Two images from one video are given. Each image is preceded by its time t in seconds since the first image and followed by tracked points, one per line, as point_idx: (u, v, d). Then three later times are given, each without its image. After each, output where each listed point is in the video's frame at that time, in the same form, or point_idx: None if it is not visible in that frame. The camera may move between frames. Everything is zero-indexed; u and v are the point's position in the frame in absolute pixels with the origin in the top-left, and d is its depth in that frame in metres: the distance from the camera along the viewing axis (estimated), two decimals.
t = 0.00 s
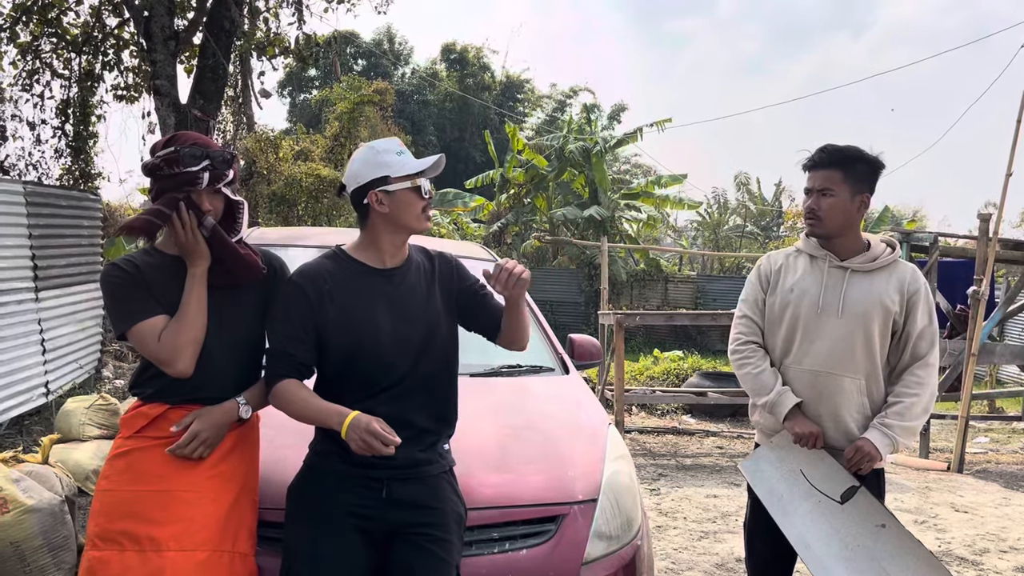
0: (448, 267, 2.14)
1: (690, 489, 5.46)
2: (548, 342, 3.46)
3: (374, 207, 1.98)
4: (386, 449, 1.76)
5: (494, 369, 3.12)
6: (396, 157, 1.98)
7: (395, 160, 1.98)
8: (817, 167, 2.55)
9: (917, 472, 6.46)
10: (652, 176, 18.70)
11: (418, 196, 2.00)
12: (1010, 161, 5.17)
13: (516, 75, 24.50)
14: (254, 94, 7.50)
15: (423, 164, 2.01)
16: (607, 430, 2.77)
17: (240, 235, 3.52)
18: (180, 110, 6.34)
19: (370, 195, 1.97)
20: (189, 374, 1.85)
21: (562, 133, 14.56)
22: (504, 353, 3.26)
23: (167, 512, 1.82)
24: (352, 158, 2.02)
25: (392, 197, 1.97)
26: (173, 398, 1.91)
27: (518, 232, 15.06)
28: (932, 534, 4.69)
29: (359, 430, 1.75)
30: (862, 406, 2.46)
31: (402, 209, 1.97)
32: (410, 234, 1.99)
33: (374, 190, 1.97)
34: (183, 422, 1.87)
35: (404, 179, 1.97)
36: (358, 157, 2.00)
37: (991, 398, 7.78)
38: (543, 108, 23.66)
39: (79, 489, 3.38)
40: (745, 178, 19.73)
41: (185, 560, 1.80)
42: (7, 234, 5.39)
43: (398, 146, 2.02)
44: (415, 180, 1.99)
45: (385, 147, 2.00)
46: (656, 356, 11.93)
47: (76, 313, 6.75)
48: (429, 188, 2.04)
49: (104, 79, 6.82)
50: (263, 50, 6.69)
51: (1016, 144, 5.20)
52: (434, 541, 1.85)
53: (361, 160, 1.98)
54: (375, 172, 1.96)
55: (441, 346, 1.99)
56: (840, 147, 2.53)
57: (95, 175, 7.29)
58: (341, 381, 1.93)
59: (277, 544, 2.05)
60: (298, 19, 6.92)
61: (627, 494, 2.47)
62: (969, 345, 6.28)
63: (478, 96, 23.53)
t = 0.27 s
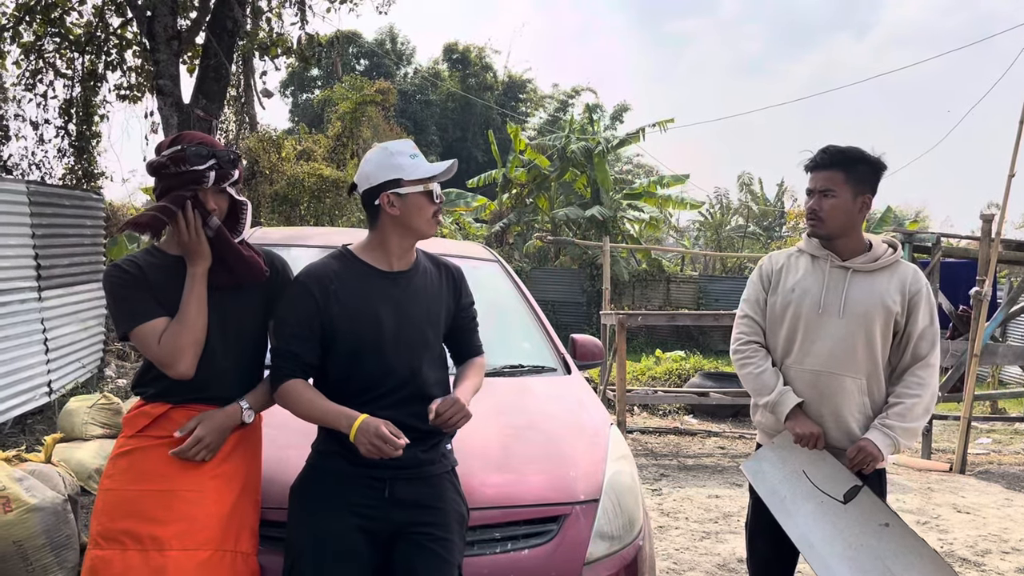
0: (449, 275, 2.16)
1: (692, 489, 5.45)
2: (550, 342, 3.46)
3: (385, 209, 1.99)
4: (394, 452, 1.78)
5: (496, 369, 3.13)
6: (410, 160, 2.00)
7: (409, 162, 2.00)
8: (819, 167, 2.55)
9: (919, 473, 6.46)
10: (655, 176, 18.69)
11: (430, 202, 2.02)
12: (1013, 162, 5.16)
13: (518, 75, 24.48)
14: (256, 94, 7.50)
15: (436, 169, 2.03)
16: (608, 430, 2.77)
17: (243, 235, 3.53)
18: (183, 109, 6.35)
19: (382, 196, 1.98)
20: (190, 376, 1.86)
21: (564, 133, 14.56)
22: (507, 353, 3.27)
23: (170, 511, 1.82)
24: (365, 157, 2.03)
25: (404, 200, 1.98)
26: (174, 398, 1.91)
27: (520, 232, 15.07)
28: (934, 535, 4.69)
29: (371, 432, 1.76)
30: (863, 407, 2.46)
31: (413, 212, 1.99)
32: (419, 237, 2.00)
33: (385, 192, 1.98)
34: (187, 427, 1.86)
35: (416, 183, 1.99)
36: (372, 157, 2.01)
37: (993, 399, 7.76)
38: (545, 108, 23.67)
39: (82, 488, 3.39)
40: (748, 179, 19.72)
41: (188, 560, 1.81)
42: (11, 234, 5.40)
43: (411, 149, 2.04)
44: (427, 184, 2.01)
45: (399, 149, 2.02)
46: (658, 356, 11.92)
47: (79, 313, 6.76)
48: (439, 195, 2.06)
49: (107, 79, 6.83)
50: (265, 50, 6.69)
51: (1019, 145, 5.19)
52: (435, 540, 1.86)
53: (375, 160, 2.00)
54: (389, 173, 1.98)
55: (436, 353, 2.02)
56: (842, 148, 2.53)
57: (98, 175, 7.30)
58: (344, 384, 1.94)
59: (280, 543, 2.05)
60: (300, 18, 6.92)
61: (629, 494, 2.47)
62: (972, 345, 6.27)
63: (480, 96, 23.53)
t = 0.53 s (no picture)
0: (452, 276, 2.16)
1: (694, 490, 5.45)
2: (552, 343, 3.47)
3: (389, 209, 1.99)
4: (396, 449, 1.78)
5: (498, 369, 3.13)
6: (416, 162, 2.01)
7: (414, 164, 2.00)
8: (821, 168, 2.55)
9: (921, 474, 6.45)
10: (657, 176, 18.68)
11: (433, 204, 2.02)
12: (1016, 163, 5.15)
13: (521, 75, 24.48)
14: (259, 94, 7.51)
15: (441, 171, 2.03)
16: (610, 431, 2.78)
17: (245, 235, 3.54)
18: (185, 110, 6.36)
19: (387, 196, 1.99)
20: (189, 378, 1.86)
21: (566, 134, 14.56)
22: (509, 353, 3.27)
23: (173, 511, 1.83)
24: (372, 157, 2.03)
25: (409, 201, 1.98)
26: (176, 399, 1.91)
27: (522, 232, 15.07)
28: (936, 536, 4.68)
29: (373, 430, 1.77)
30: (865, 407, 2.46)
31: (417, 214, 1.99)
32: (421, 239, 2.00)
33: (390, 194, 1.98)
34: (194, 440, 1.86)
35: (421, 185, 1.99)
36: (378, 157, 2.02)
37: (996, 400, 7.75)
38: (548, 108, 23.69)
39: (84, 487, 3.40)
40: (751, 179, 19.70)
41: (191, 559, 1.82)
42: (14, 234, 5.42)
43: (417, 151, 2.04)
44: (432, 187, 2.01)
45: (405, 151, 2.02)
46: (661, 357, 11.91)
47: (82, 312, 6.77)
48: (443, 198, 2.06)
49: (111, 79, 6.84)
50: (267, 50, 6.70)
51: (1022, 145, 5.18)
52: (436, 540, 1.87)
53: (381, 160, 2.00)
54: (394, 174, 1.98)
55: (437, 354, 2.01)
56: (843, 149, 2.53)
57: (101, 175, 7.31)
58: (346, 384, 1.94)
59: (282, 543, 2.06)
60: (303, 19, 6.93)
61: (630, 494, 2.47)
62: (974, 346, 6.26)
63: (482, 96, 23.53)
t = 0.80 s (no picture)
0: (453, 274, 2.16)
1: (696, 491, 5.44)
2: (554, 343, 3.46)
3: (389, 209, 1.99)
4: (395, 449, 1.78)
5: (499, 370, 3.13)
6: (416, 163, 2.01)
7: (415, 165, 2.00)
8: (824, 168, 2.54)
9: (924, 475, 6.43)
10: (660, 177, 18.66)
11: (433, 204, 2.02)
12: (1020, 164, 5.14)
13: (524, 75, 24.48)
14: (262, 94, 7.52)
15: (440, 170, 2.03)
16: (611, 431, 2.77)
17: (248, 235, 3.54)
18: (189, 110, 6.38)
19: (387, 196, 1.99)
20: (191, 380, 1.86)
21: (569, 134, 14.55)
22: (511, 354, 3.27)
23: (175, 511, 1.83)
24: (373, 156, 2.04)
25: (409, 201, 1.98)
26: (178, 399, 1.91)
27: (525, 232, 15.08)
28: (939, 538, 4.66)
29: (372, 429, 1.77)
30: (869, 408, 2.46)
31: (416, 214, 1.99)
32: (421, 239, 2.00)
33: (390, 194, 1.99)
34: (201, 444, 1.87)
35: (421, 186, 1.99)
36: (379, 157, 2.02)
37: (999, 402, 7.72)
38: (550, 109, 23.69)
39: (86, 487, 3.40)
40: (754, 180, 19.68)
41: (193, 560, 1.82)
42: (18, 234, 5.43)
43: (418, 151, 2.04)
44: (433, 188, 2.01)
45: (406, 151, 2.02)
46: (663, 358, 11.90)
47: (85, 312, 6.78)
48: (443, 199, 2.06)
49: (114, 79, 6.86)
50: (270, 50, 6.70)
51: None
52: (436, 541, 1.87)
53: (382, 161, 2.00)
54: (394, 174, 1.98)
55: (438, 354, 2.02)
56: (847, 150, 2.53)
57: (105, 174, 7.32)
58: (348, 384, 1.94)
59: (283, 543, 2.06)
60: (306, 19, 6.94)
61: (631, 495, 2.47)
62: (978, 348, 6.24)
63: (486, 96, 23.53)
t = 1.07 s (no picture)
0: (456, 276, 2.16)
1: (700, 493, 5.43)
2: (557, 345, 3.46)
3: (391, 211, 1.99)
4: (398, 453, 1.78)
5: (502, 371, 3.13)
6: (419, 165, 2.00)
7: (417, 167, 2.00)
8: (828, 171, 2.53)
9: (929, 478, 6.41)
10: (664, 178, 18.64)
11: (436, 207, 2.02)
12: None
13: (528, 76, 24.48)
14: (266, 95, 7.52)
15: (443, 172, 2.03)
16: (615, 433, 2.77)
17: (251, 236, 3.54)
18: (193, 110, 6.39)
19: (389, 198, 1.99)
20: (193, 386, 1.85)
21: (573, 135, 14.55)
22: (514, 355, 3.27)
23: (179, 512, 1.83)
24: (375, 158, 2.04)
25: (410, 203, 1.98)
26: (183, 401, 1.90)
27: (529, 233, 15.08)
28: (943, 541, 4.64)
29: (375, 432, 1.76)
30: (877, 411, 2.44)
31: (419, 216, 1.98)
32: (423, 240, 2.00)
33: (392, 196, 1.98)
34: (207, 446, 1.87)
35: (424, 188, 1.99)
36: (382, 159, 2.02)
37: (1004, 404, 7.69)
38: (554, 110, 23.69)
39: (89, 487, 3.41)
40: (759, 182, 19.64)
41: (197, 561, 1.82)
42: (22, 234, 5.45)
43: (421, 154, 2.04)
44: (435, 189, 2.00)
45: (408, 153, 2.02)
46: (667, 359, 11.89)
47: (90, 313, 6.80)
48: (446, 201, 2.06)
49: (119, 79, 6.88)
50: (275, 51, 6.71)
51: None
52: (439, 543, 1.86)
53: (384, 162, 2.00)
54: (396, 176, 1.98)
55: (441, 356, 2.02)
56: (851, 152, 2.52)
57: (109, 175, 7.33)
58: (351, 387, 1.94)
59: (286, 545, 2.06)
60: (311, 20, 6.95)
61: (634, 497, 2.46)
62: (983, 350, 6.22)
63: (490, 97, 23.54)
